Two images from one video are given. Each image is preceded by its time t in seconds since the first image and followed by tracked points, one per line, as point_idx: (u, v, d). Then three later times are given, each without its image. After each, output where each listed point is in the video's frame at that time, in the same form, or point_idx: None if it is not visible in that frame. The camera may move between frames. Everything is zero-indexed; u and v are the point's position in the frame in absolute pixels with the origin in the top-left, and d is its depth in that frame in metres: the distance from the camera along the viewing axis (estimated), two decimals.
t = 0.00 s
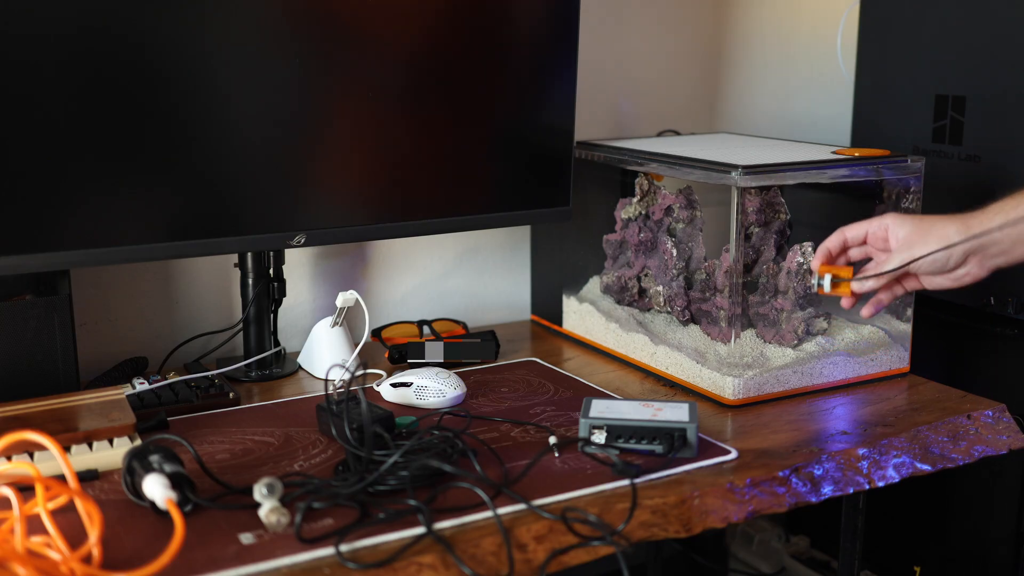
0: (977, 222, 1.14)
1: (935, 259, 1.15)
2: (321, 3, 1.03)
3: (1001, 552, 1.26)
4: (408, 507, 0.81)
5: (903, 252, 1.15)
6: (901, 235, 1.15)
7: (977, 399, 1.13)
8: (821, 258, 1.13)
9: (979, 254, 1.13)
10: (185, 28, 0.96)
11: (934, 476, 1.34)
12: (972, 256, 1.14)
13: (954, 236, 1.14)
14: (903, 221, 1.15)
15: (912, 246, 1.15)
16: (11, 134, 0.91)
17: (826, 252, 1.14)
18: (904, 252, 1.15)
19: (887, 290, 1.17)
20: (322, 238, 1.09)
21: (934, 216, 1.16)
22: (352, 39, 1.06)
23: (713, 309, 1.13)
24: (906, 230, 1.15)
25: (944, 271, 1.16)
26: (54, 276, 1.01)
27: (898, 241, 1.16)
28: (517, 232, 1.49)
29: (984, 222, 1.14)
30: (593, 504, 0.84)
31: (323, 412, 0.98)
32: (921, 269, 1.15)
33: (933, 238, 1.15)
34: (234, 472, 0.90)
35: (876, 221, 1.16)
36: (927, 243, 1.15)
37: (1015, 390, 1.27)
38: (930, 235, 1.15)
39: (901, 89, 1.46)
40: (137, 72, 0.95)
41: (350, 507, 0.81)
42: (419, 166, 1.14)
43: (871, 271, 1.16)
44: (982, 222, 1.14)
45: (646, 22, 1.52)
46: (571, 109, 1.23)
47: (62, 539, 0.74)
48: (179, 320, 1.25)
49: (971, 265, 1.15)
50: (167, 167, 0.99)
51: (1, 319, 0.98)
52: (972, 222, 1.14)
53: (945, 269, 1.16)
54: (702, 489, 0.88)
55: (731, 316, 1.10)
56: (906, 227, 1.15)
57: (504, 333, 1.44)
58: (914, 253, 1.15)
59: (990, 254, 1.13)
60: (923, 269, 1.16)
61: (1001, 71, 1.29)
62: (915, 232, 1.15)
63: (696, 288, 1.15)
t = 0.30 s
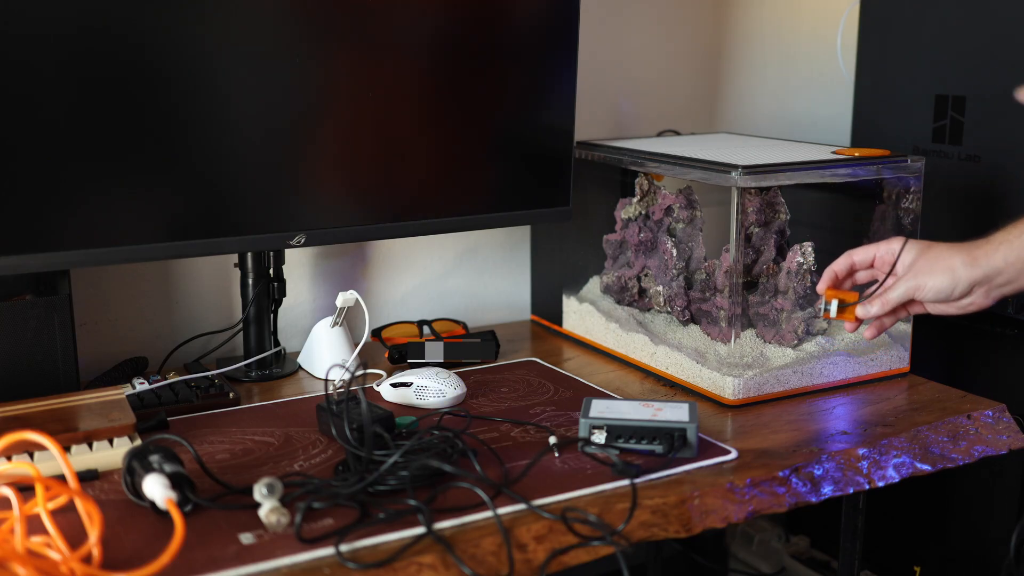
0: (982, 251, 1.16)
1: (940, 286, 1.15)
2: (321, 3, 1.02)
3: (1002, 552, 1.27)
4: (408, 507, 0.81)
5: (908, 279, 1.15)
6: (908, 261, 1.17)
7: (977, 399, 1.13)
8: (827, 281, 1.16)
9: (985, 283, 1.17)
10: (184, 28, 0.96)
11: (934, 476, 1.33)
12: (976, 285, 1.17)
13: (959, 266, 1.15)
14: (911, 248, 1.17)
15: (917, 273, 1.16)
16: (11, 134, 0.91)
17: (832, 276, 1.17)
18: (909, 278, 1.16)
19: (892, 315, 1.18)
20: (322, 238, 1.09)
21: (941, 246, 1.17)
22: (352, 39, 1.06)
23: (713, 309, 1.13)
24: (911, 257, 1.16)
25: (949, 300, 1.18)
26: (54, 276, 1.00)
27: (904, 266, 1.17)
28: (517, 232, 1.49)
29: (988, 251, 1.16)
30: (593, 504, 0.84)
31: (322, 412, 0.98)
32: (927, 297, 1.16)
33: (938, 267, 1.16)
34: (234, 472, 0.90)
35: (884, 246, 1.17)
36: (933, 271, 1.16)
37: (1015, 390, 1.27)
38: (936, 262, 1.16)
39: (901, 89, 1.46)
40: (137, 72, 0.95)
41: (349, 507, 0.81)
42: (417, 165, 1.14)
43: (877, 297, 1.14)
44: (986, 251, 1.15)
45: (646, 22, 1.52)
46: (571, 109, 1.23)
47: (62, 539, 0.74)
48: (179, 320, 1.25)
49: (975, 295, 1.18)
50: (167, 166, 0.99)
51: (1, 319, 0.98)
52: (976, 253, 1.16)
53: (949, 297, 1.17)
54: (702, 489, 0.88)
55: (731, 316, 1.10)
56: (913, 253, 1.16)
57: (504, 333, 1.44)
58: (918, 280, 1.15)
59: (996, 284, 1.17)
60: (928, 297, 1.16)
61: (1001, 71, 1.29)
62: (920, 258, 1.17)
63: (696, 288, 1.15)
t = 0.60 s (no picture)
0: (982, 256, 1.14)
1: (937, 290, 1.13)
2: (321, 3, 1.02)
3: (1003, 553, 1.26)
4: (408, 507, 0.81)
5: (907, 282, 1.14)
6: (907, 263, 1.17)
7: (977, 399, 1.13)
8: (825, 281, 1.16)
9: (985, 289, 1.15)
10: (184, 28, 0.96)
11: (934, 476, 1.33)
12: (975, 291, 1.15)
13: (958, 271, 1.14)
14: (911, 251, 1.17)
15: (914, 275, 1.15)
16: (11, 134, 0.91)
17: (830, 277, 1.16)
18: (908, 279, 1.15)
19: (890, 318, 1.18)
20: (322, 238, 1.09)
21: (941, 251, 1.16)
22: (351, 39, 1.06)
23: (713, 309, 1.13)
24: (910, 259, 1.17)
25: (948, 305, 1.17)
26: (54, 276, 1.01)
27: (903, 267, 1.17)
28: (517, 232, 1.49)
29: (989, 257, 1.14)
30: (593, 504, 0.84)
31: (323, 412, 0.98)
32: (925, 300, 1.14)
33: (938, 270, 1.14)
34: (234, 472, 0.90)
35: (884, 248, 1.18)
36: (931, 273, 1.14)
37: (1015, 390, 1.27)
38: (935, 265, 1.15)
39: (901, 89, 1.45)
40: (137, 72, 0.95)
41: (349, 507, 0.81)
42: (417, 165, 1.14)
43: (874, 299, 1.12)
44: (986, 256, 1.14)
45: (646, 22, 1.52)
46: (571, 109, 1.23)
47: (62, 539, 0.74)
48: (179, 320, 1.25)
49: (974, 300, 1.17)
50: (167, 166, 0.99)
51: (1, 319, 0.98)
52: (976, 258, 1.14)
53: (947, 300, 1.15)
54: (702, 489, 0.88)
55: (731, 316, 1.10)
56: (912, 256, 1.17)
57: (504, 333, 1.44)
58: (917, 283, 1.13)
59: (995, 290, 1.15)
60: (926, 300, 1.14)
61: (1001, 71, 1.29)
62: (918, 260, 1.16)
63: (696, 288, 1.15)
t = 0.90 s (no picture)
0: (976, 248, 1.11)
1: (930, 281, 1.10)
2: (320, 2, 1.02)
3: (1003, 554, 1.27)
4: (408, 507, 0.81)
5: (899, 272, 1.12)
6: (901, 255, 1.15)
7: (977, 399, 1.13)
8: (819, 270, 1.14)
9: (978, 282, 1.12)
10: (184, 28, 0.96)
11: (934, 476, 1.34)
12: (969, 283, 1.12)
13: (951, 262, 1.11)
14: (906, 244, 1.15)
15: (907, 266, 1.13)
16: (11, 134, 0.91)
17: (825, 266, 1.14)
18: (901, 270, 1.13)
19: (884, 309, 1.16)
20: (322, 238, 1.09)
21: (936, 244, 1.14)
22: (351, 39, 1.06)
23: (713, 309, 1.13)
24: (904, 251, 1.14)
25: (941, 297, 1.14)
26: (54, 276, 1.01)
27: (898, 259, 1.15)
28: (517, 233, 1.49)
29: (982, 250, 1.10)
30: (594, 504, 0.84)
31: (323, 412, 0.98)
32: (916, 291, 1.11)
33: (931, 262, 1.12)
34: (234, 472, 0.90)
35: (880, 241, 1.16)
36: (925, 265, 1.12)
37: (1015, 390, 1.28)
38: (929, 257, 1.12)
39: (901, 89, 1.45)
40: (137, 72, 0.95)
41: (349, 507, 0.81)
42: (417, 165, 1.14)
43: (868, 289, 1.10)
44: (981, 248, 1.10)
45: (646, 22, 1.52)
46: (570, 109, 1.23)
47: (62, 539, 0.74)
48: (179, 320, 1.25)
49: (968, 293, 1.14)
50: (167, 166, 0.99)
51: (1, 319, 0.98)
52: (970, 250, 1.11)
53: (940, 292, 1.12)
54: (702, 489, 0.88)
55: (731, 316, 1.10)
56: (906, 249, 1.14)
57: (504, 333, 1.44)
58: (909, 274, 1.11)
59: (988, 283, 1.12)
60: (918, 291, 1.12)
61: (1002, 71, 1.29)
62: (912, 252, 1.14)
63: (696, 288, 1.15)
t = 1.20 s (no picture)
0: (976, 243, 1.13)
1: (930, 277, 1.12)
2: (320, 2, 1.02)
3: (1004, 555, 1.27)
4: (408, 507, 0.81)
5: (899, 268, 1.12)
6: (901, 251, 1.15)
7: (977, 399, 1.13)
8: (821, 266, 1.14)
9: (979, 277, 1.14)
10: (184, 28, 0.96)
11: (935, 476, 1.33)
12: (969, 278, 1.14)
13: (952, 257, 1.12)
14: (907, 239, 1.15)
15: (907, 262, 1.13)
16: (11, 134, 0.91)
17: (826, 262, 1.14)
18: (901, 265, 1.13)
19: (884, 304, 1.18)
20: (322, 238, 1.09)
21: (935, 238, 1.14)
22: (350, 38, 1.06)
23: (713, 309, 1.13)
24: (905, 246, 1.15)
25: (942, 291, 1.16)
26: (54, 276, 1.01)
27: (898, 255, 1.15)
28: (517, 233, 1.49)
29: (983, 245, 1.12)
30: (593, 504, 0.84)
31: (323, 412, 0.98)
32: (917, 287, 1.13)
33: (932, 257, 1.13)
34: (234, 472, 0.90)
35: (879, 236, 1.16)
36: (925, 260, 1.13)
37: (1015, 390, 1.27)
38: (929, 252, 1.13)
39: (901, 90, 1.45)
40: (137, 72, 0.95)
41: (349, 507, 0.81)
42: (416, 165, 1.14)
43: (869, 283, 1.12)
44: (981, 243, 1.12)
45: (646, 22, 1.52)
46: (570, 109, 1.23)
47: (62, 538, 0.74)
48: (179, 320, 1.25)
49: (968, 287, 1.16)
50: (167, 166, 0.99)
51: (1, 319, 0.98)
52: (971, 245, 1.13)
53: (940, 287, 1.13)
54: (702, 489, 0.88)
55: (731, 316, 1.10)
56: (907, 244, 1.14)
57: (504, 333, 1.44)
58: (909, 270, 1.12)
59: (989, 278, 1.14)
60: (919, 287, 1.13)
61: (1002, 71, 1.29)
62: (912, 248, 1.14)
63: (696, 288, 1.15)
